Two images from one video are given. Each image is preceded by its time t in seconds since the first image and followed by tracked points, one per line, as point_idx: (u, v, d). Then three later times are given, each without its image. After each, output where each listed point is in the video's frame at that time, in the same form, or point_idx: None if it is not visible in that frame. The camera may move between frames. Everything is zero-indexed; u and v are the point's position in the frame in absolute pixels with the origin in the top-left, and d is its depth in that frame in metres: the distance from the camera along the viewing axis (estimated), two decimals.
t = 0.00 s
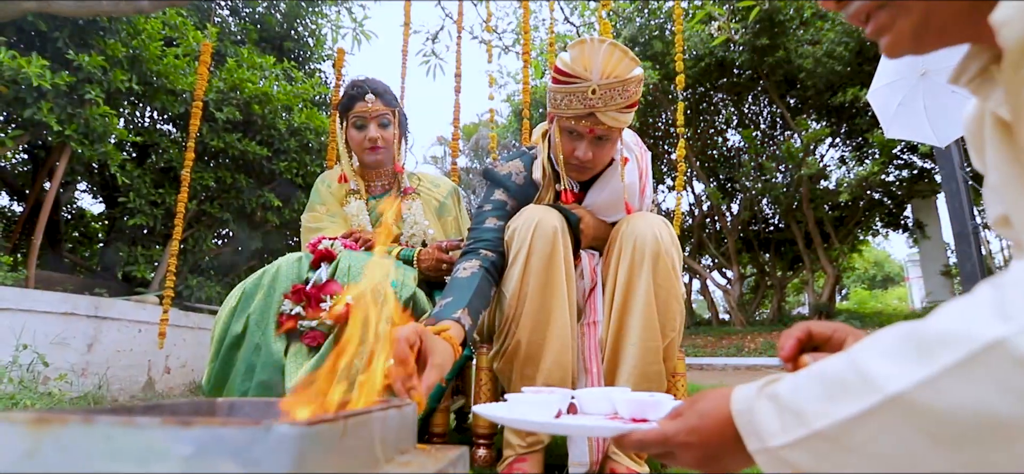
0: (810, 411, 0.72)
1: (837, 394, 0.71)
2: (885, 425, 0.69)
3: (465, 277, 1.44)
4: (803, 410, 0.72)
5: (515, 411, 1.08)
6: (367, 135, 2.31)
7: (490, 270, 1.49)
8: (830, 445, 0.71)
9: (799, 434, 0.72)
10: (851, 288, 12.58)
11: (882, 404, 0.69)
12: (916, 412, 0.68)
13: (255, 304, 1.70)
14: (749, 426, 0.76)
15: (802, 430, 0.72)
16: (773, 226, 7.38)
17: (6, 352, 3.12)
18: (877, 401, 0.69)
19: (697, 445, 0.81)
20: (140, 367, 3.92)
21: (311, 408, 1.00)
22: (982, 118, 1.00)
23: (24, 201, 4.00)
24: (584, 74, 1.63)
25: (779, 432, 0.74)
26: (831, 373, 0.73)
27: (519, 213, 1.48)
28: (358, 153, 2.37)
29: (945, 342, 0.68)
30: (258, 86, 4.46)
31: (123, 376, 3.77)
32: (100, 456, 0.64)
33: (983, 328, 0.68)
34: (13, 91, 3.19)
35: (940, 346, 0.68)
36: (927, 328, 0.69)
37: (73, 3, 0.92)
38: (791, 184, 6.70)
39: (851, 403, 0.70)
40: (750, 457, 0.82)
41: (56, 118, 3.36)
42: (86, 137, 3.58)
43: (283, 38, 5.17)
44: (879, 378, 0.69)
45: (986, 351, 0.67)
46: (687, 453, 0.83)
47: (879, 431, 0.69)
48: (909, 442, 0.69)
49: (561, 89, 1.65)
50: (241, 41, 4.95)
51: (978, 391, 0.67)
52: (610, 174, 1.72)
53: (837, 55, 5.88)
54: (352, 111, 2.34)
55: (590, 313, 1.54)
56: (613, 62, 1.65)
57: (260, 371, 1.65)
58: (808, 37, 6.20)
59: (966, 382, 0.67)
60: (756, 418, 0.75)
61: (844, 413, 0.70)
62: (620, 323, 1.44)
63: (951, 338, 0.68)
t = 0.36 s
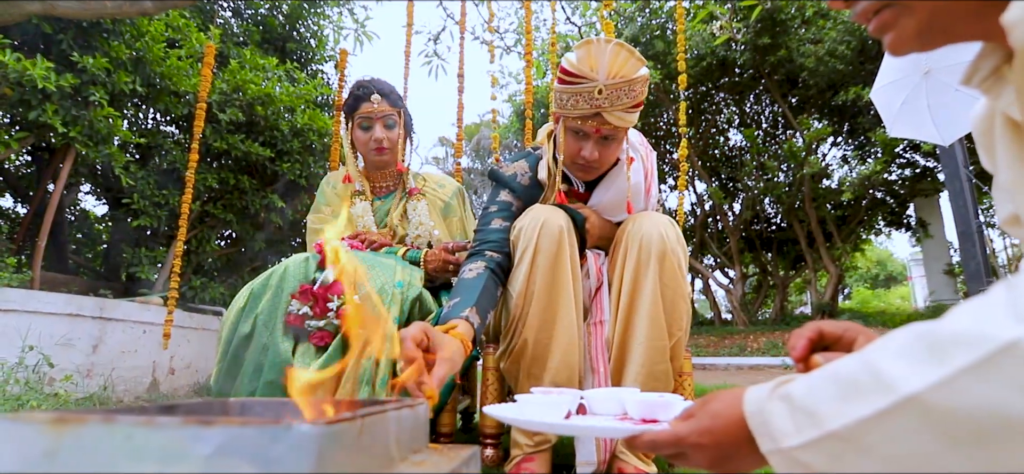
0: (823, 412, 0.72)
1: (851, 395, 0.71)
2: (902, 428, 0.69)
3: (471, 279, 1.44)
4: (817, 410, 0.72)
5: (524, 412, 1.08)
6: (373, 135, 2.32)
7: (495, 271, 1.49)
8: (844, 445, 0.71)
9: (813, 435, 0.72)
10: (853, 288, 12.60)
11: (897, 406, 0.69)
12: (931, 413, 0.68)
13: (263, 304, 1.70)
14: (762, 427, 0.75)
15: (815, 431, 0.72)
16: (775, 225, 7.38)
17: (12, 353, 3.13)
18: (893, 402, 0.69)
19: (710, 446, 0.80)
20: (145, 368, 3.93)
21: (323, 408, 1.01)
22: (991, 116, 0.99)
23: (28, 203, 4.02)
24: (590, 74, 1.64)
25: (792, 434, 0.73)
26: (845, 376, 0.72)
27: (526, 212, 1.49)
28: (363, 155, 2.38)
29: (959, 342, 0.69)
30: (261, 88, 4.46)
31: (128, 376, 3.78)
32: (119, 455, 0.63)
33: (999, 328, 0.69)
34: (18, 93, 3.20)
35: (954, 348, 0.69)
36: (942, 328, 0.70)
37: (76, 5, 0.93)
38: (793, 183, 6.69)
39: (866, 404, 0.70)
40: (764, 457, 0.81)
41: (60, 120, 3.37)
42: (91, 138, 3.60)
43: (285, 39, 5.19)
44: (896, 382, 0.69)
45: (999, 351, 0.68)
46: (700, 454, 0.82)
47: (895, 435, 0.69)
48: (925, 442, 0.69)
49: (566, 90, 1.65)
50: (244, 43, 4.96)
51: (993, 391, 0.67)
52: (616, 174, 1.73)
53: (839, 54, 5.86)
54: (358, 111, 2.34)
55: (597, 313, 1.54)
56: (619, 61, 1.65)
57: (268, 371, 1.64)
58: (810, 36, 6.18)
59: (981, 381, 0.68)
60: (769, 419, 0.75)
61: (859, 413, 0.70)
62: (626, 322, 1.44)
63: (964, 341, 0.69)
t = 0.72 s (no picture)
0: (838, 411, 0.72)
1: (866, 394, 0.71)
2: (916, 428, 0.69)
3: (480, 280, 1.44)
4: (831, 410, 0.72)
5: (534, 413, 1.07)
6: (378, 135, 2.32)
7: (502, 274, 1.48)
8: (858, 445, 0.71)
9: (827, 434, 0.72)
10: (856, 287, 12.60)
11: (913, 405, 0.68)
12: (948, 413, 0.68)
13: (272, 302, 1.69)
14: (775, 427, 0.75)
15: (830, 430, 0.72)
16: (778, 224, 7.38)
17: (19, 352, 3.15)
18: (908, 401, 0.68)
19: (723, 445, 0.81)
20: (150, 367, 3.95)
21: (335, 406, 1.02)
22: (1003, 117, 0.99)
23: (34, 203, 4.04)
24: (598, 73, 1.63)
25: (806, 433, 0.73)
26: (861, 376, 0.72)
27: (534, 211, 1.48)
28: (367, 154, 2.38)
29: (973, 342, 0.69)
30: (264, 87, 4.46)
31: (133, 375, 3.80)
32: (141, 452, 0.63)
33: (1015, 328, 0.68)
34: (24, 94, 3.21)
35: (969, 348, 0.69)
36: (956, 328, 0.70)
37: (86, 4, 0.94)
38: (796, 182, 6.68)
39: (882, 403, 0.70)
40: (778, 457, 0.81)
41: (66, 121, 3.38)
42: (96, 139, 3.61)
43: (288, 39, 5.20)
44: (913, 382, 0.69)
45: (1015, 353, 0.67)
46: (713, 454, 0.82)
47: (910, 434, 0.69)
48: (941, 440, 0.69)
49: (573, 89, 1.64)
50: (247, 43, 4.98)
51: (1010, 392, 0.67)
52: (622, 174, 1.73)
53: (842, 52, 5.84)
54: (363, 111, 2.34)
55: (604, 312, 1.53)
56: (626, 61, 1.65)
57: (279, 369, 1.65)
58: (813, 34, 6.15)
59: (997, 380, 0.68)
60: (782, 420, 0.75)
61: (874, 413, 0.70)
62: (634, 322, 1.44)
63: (979, 341, 0.69)
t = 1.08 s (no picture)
0: (853, 407, 0.72)
1: (881, 390, 0.72)
2: (933, 424, 0.69)
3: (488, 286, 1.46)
4: (846, 405, 0.73)
5: (547, 411, 1.07)
6: (383, 132, 2.31)
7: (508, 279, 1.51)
8: (874, 441, 0.71)
9: (843, 430, 0.72)
10: (861, 286, 12.56)
11: (929, 402, 0.69)
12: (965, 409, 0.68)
13: (281, 299, 1.69)
14: (790, 423, 0.76)
15: (846, 426, 0.72)
16: (782, 222, 7.36)
17: (27, 349, 3.17)
18: (924, 397, 0.69)
19: (737, 442, 0.80)
20: (156, 364, 3.96)
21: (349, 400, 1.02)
22: (1014, 112, 0.98)
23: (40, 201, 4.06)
24: (613, 69, 1.63)
25: (822, 429, 0.74)
26: (877, 373, 0.72)
27: (542, 207, 1.49)
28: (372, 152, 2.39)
29: (990, 337, 0.69)
30: (269, 85, 4.46)
31: (139, 373, 3.81)
32: (165, 445, 0.63)
33: None
34: (31, 92, 3.22)
35: (984, 344, 0.69)
36: (971, 324, 0.70)
37: None
38: (800, 179, 6.66)
39: (898, 400, 0.70)
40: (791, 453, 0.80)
41: (73, 119, 3.39)
42: (103, 138, 3.62)
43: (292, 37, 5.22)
44: (929, 378, 0.69)
45: None
46: (726, 451, 0.82)
47: (926, 430, 0.69)
48: (959, 437, 0.69)
49: (586, 85, 1.65)
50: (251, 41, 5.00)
51: None
52: (631, 170, 1.73)
53: (847, 49, 5.80)
54: (367, 108, 2.34)
55: (612, 308, 1.53)
56: (641, 58, 1.65)
57: (288, 365, 1.65)
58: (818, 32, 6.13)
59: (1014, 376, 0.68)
60: (797, 415, 0.75)
61: (889, 409, 0.70)
62: (642, 318, 1.44)
63: (996, 337, 0.69)
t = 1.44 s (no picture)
0: (871, 411, 0.72)
1: (899, 392, 0.72)
2: (953, 426, 0.69)
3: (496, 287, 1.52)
4: (863, 410, 0.73)
5: (559, 412, 1.08)
6: (390, 131, 2.32)
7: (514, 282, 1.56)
8: (893, 443, 0.71)
9: (860, 434, 0.72)
10: (866, 285, 12.52)
11: (948, 404, 0.69)
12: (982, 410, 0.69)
13: (292, 296, 1.70)
14: (805, 426, 0.75)
15: (862, 430, 0.72)
16: (787, 221, 7.33)
17: (38, 346, 3.20)
18: (943, 399, 0.69)
19: (752, 444, 0.79)
20: (164, 361, 3.99)
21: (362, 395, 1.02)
22: None
23: (47, 199, 4.08)
24: (629, 68, 1.63)
25: (838, 432, 0.73)
26: (897, 375, 0.72)
27: (551, 204, 1.49)
28: (378, 150, 2.39)
29: (1007, 339, 0.71)
30: (275, 84, 4.47)
31: (147, 369, 3.84)
32: (191, 440, 0.64)
33: None
34: (40, 91, 3.24)
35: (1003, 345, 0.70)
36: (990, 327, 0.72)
37: None
38: (806, 178, 6.64)
39: (917, 402, 0.70)
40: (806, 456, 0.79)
41: (81, 117, 3.40)
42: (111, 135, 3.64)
43: (297, 35, 5.22)
44: (949, 382, 0.70)
45: None
46: (741, 453, 0.81)
47: (946, 432, 0.70)
48: (977, 437, 0.69)
49: (602, 83, 1.65)
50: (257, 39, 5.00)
51: None
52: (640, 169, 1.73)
53: (854, 47, 5.82)
54: (375, 107, 2.34)
55: (621, 306, 1.53)
56: (658, 57, 1.64)
57: (298, 361, 1.65)
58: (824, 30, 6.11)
59: None
60: (813, 417, 0.75)
61: (907, 412, 0.70)
62: (651, 317, 1.44)
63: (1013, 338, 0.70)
